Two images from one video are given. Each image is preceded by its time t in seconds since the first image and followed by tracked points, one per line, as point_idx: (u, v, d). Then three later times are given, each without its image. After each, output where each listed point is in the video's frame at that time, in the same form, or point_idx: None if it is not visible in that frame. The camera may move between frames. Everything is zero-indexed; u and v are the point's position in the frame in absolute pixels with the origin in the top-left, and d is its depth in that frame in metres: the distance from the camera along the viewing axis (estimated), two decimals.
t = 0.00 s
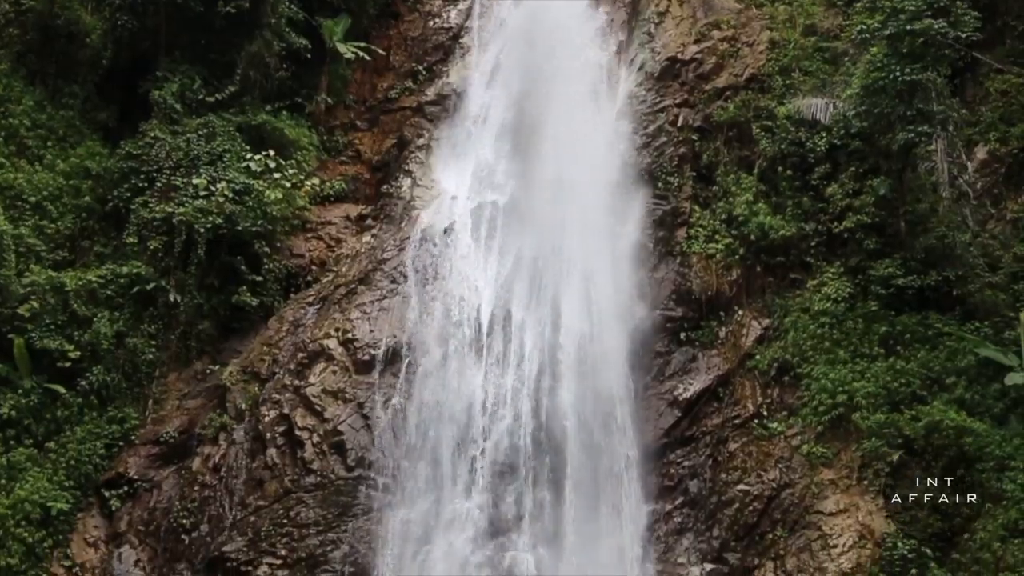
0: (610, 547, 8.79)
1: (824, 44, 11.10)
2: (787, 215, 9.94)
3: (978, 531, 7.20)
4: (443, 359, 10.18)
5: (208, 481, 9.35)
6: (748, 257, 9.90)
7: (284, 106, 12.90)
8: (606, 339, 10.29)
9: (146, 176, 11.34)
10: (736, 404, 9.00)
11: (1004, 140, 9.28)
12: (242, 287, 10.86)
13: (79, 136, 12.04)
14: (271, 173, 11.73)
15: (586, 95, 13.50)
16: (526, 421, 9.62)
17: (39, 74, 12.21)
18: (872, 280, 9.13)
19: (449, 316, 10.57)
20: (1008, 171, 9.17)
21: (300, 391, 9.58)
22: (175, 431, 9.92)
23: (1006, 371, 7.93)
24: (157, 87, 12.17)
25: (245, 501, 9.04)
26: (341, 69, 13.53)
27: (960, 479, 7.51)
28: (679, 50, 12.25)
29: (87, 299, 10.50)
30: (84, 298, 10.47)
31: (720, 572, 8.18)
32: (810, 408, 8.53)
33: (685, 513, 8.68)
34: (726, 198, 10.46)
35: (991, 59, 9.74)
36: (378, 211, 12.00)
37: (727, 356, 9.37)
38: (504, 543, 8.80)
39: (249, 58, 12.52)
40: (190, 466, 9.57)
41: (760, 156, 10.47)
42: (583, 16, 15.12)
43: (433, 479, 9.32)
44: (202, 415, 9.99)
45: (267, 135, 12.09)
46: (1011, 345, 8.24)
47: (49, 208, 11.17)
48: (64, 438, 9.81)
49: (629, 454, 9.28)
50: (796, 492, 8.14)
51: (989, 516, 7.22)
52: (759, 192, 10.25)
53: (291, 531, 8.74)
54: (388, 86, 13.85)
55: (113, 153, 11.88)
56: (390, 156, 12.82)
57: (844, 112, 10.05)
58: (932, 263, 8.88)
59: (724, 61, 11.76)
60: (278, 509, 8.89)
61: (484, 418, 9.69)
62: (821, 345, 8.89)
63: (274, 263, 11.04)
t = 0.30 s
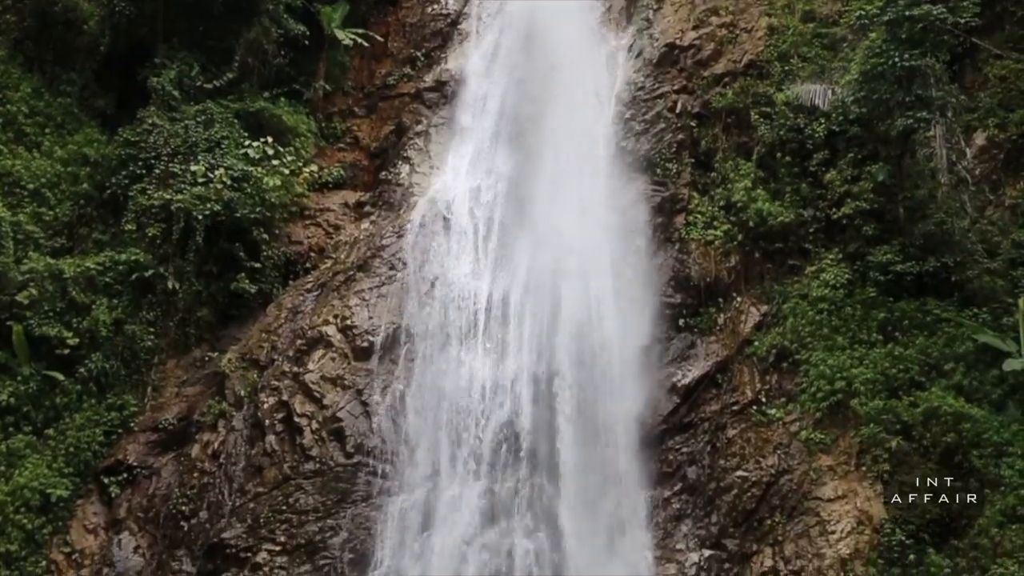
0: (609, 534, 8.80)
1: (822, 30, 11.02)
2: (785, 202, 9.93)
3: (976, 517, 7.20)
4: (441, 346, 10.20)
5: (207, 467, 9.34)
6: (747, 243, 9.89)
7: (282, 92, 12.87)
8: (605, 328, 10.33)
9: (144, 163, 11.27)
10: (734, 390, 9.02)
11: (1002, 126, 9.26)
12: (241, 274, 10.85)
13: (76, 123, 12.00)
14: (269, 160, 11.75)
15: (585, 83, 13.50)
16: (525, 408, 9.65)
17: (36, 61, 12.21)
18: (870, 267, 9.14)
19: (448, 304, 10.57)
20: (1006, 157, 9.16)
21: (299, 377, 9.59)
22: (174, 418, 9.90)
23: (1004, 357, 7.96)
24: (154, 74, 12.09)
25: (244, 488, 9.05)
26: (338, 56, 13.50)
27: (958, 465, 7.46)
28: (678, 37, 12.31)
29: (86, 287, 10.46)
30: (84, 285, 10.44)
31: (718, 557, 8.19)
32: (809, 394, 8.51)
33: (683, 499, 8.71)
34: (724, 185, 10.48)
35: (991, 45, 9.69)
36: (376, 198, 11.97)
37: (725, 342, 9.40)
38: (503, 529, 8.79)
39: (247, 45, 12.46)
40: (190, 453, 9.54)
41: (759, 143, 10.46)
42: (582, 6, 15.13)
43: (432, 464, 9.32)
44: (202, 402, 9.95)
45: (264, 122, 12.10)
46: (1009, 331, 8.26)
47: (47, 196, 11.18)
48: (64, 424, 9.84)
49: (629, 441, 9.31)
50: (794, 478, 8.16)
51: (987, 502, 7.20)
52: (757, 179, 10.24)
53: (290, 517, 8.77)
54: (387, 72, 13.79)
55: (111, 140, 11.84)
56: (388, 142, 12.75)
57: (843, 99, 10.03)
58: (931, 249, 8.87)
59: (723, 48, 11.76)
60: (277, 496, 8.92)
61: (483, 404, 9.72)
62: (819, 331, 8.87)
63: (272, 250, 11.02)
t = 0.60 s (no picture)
0: (608, 520, 8.81)
1: (822, 16, 11.00)
2: (784, 188, 9.94)
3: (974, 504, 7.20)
4: (440, 333, 10.19)
5: (206, 454, 9.35)
6: (745, 230, 9.91)
7: (281, 78, 12.78)
8: (604, 315, 10.33)
9: (144, 150, 11.31)
10: (733, 376, 9.05)
11: (1001, 112, 9.25)
12: (240, 261, 10.84)
13: (74, 109, 11.95)
14: (268, 147, 11.70)
15: (583, 71, 13.44)
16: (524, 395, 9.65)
17: (34, 47, 12.12)
18: (868, 254, 9.15)
19: (446, 290, 10.55)
20: (1005, 144, 9.14)
21: (298, 364, 9.60)
22: (173, 405, 9.90)
23: (1003, 343, 7.98)
24: (153, 60, 12.07)
25: (243, 475, 9.06)
26: (337, 42, 13.37)
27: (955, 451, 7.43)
28: (677, 23, 12.29)
29: (85, 273, 10.47)
30: (82, 272, 10.44)
31: (717, 544, 8.21)
32: (808, 381, 8.53)
33: (683, 486, 8.73)
34: (723, 172, 10.48)
35: (990, 31, 9.64)
36: (375, 184, 11.96)
37: (723, 330, 9.42)
38: (503, 515, 8.83)
39: (246, 32, 12.39)
40: (189, 440, 9.54)
41: (757, 130, 10.46)
42: None
43: (431, 452, 9.33)
44: (201, 389, 9.95)
45: (263, 109, 12.05)
46: (1008, 318, 8.27)
47: (45, 182, 11.11)
48: (63, 411, 9.85)
49: (628, 427, 9.33)
50: (793, 464, 8.18)
51: (985, 488, 7.20)
52: (756, 166, 10.25)
53: (289, 504, 8.79)
54: (385, 58, 13.75)
55: (110, 127, 11.79)
56: (387, 129, 12.74)
57: (841, 84, 10.01)
58: (929, 236, 8.88)
59: (722, 34, 11.75)
60: (276, 483, 8.93)
61: (482, 392, 9.72)
62: (817, 318, 8.88)
63: (270, 237, 11.00)
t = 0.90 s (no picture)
0: (608, 506, 8.83)
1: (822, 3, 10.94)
2: (783, 175, 9.93)
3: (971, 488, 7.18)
4: (439, 320, 10.19)
5: (205, 442, 9.33)
6: (744, 217, 9.91)
7: (278, 66, 12.74)
8: (602, 301, 10.29)
9: (141, 138, 11.20)
10: (732, 363, 9.04)
11: (1000, 99, 9.25)
12: (239, 248, 10.83)
13: (72, 97, 11.94)
14: (266, 134, 11.71)
15: (582, 59, 13.40)
16: (522, 382, 9.65)
17: (32, 35, 12.07)
18: (867, 241, 9.12)
19: (444, 278, 10.55)
20: (1004, 130, 9.16)
21: (297, 352, 9.61)
22: (171, 393, 9.89)
23: (1001, 330, 7.99)
24: (149, 46, 12.08)
25: (242, 462, 9.06)
26: (335, 29, 13.32)
27: (954, 437, 7.44)
28: (675, 10, 12.39)
29: (83, 261, 10.44)
30: (81, 260, 10.42)
31: (716, 530, 8.23)
32: (806, 367, 8.53)
33: (682, 473, 8.77)
34: (722, 158, 10.47)
35: (990, 18, 9.62)
36: (373, 172, 11.92)
37: (723, 317, 9.40)
38: (502, 502, 8.86)
39: (243, 18, 12.33)
40: (188, 427, 9.55)
41: (756, 117, 10.44)
42: None
43: (430, 439, 9.36)
44: (199, 376, 9.93)
45: (261, 96, 12.01)
46: (1006, 305, 8.28)
47: (44, 169, 11.13)
48: (63, 399, 9.87)
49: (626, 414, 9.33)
50: (791, 451, 8.17)
51: (983, 475, 7.20)
52: (755, 153, 10.24)
53: (288, 491, 8.81)
54: (384, 45, 13.68)
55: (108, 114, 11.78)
56: (386, 116, 12.69)
57: (840, 71, 10.00)
58: (929, 223, 8.86)
59: (720, 21, 11.77)
60: (276, 470, 8.94)
61: (481, 379, 9.72)
62: (816, 305, 8.89)
63: (269, 225, 11.00)
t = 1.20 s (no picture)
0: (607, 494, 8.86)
1: None
2: (782, 162, 9.93)
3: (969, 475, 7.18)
4: (438, 308, 10.21)
5: (205, 429, 9.33)
6: (743, 205, 9.91)
7: (276, 53, 12.61)
8: (601, 289, 10.29)
9: (139, 125, 11.24)
10: (731, 351, 9.05)
11: (999, 86, 9.34)
12: (237, 235, 10.80)
13: (70, 84, 11.91)
14: (264, 122, 11.59)
15: (581, 49, 13.40)
16: (521, 369, 9.67)
17: (30, 22, 12.08)
18: (866, 228, 9.11)
19: (443, 265, 10.56)
20: (1003, 117, 9.25)
21: (296, 339, 9.61)
22: (171, 380, 9.91)
23: (1000, 318, 8.03)
24: (148, 33, 12.02)
25: (242, 449, 9.06)
26: (332, 16, 13.12)
27: (953, 425, 7.54)
28: None
29: (82, 248, 10.44)
30: (79, 248, 10.41)
31: (714, 517, 8.25)
32: (805, 355, 8.55)
33: (681, 460, 8.76)
34: (721, 145, 10.46)
35: (989, 5, 9.76)
36: (371, 159, 11.92)
37: (721, 304, 9.40)
38: (501, 488, 8.86)
39: (241, 5, 12.31)
40: (187, 414, 9.56)
41: (755, 104, 10.40)
42: None
43: (429, 426, 9.39)
44: (198, 364, 9.95)
45: (260, 83, 11.96)
46: (1005, 293, 8.32)
47: (42, 156, 11.06)
48: (62, 386, 9.87)
49: (625, 403, 9.35)
50: (790, 438, 8.17)
51: (981, 462, 7.27)
52: (754, 139, 10.23)
53: (287, 479, 8.81)
54: (382, 32, 13.58)
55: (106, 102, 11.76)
56: (383, 104, 12.64)
57: (840, 59, 9.97)
58: (927, 211, 8.85)
59: (720, 8, 11.77)
60: (275, 457, 8.94)
61: (479, 366, 9.74)
62: (815, 292, 8.90)
63: (268, 212, 10.99)
